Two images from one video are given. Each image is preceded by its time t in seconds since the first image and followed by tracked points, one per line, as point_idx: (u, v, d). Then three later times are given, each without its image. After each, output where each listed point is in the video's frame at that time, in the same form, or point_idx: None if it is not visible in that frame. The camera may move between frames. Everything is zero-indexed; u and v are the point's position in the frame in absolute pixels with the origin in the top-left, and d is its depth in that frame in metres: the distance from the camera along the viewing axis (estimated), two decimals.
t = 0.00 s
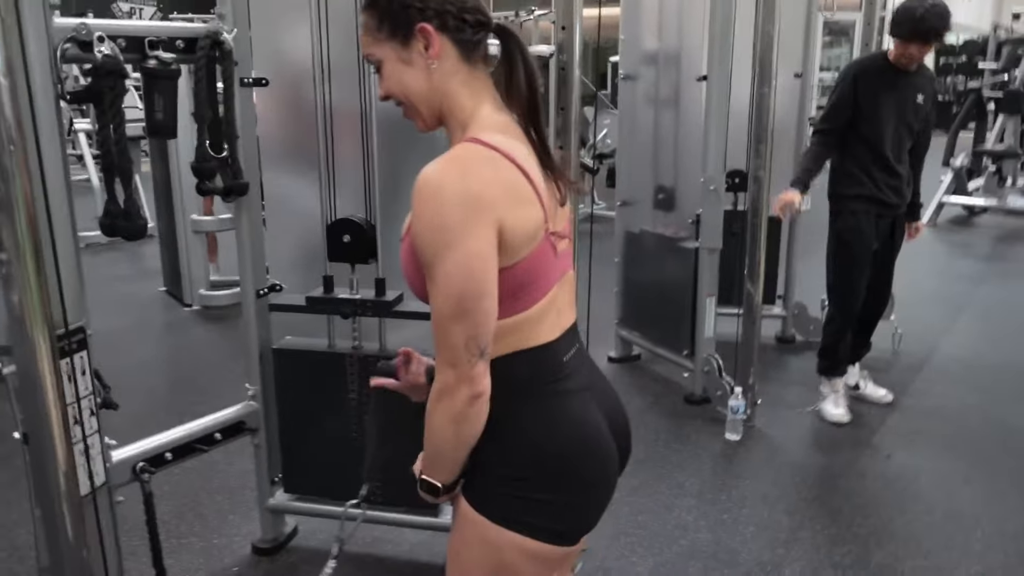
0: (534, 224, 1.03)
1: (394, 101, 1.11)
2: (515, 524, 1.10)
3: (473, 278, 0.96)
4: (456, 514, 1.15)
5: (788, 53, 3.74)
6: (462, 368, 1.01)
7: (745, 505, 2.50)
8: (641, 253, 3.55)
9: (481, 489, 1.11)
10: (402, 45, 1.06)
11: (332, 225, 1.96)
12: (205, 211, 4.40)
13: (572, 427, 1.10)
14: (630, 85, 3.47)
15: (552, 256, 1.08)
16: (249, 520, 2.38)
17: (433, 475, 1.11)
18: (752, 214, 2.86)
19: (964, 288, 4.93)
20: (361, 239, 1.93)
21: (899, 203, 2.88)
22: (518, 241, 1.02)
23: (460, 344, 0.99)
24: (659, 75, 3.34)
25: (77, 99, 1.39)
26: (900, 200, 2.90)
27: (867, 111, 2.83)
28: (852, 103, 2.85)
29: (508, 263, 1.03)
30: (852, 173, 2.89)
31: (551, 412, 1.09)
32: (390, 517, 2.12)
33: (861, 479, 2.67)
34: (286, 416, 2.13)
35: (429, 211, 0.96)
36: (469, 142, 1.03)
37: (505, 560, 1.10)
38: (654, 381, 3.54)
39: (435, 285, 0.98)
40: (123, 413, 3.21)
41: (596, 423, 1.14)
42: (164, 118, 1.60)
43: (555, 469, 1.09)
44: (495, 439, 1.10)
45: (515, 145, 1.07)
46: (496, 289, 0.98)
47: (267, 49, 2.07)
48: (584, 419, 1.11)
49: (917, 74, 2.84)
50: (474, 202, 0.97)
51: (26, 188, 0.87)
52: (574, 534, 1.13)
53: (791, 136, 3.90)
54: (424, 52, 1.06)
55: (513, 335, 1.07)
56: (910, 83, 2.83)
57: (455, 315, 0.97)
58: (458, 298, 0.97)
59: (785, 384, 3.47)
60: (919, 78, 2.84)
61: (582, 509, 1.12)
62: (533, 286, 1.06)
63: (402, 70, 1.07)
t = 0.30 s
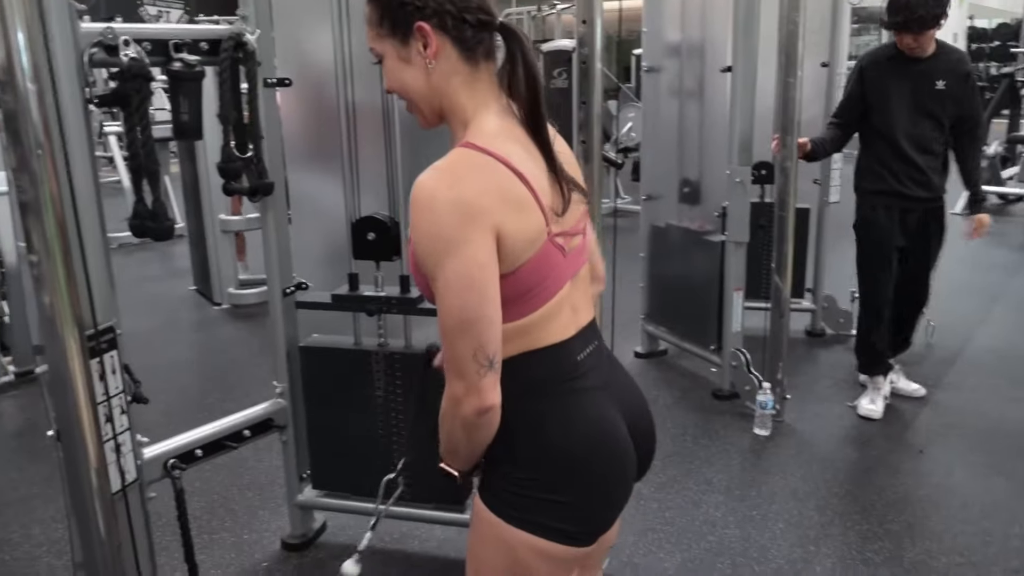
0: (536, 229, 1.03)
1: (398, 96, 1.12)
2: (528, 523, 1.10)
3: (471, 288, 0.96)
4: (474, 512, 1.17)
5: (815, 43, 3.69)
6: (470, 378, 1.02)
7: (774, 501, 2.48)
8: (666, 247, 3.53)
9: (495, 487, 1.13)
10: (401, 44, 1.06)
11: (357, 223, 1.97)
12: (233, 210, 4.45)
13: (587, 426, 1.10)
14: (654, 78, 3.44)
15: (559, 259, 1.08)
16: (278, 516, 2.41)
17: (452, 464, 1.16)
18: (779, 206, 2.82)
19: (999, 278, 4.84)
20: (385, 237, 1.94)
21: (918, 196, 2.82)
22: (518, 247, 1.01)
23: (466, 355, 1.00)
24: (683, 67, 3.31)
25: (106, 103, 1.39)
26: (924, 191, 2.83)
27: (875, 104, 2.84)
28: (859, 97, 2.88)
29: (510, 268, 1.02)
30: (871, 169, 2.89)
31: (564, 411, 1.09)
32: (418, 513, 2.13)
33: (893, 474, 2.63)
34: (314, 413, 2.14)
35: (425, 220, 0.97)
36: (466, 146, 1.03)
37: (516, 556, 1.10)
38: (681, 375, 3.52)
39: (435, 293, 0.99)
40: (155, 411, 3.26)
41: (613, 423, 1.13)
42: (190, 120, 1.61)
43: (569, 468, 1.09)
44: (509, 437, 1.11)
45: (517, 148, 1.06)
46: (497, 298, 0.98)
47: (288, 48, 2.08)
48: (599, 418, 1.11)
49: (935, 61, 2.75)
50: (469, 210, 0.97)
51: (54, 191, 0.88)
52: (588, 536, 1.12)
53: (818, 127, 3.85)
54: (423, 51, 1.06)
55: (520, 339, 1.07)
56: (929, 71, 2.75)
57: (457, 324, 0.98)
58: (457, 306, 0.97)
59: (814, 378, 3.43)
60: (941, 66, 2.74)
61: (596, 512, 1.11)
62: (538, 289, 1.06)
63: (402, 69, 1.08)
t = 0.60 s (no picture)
0: (543, 249, 1.06)
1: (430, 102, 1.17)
2: (534, 542, 1.10)
3: (474, 306, 1.00)
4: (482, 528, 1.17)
5: (850, 57, 3.66)
6: (470, 396, 1.05)
7: (804, 521, 2.44)
8: (698, 261, 3.50)
9: (503, 504, 1.14)
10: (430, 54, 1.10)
11: (387, 234, 1.98)
12: (268, 219, 4.51)
13: (598, 447, 1.11)
14: (687, 91, 3.43)
15: (569, 280, 1.10)
16: (305, 524, 2.42)
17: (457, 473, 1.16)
18: (811, 221, 2.79)
19: None
20: (414, 248, 1.96)
21: (928, 218, 2.75)
22: (525, 267, 1.04)
23: (468, 373, 1.03)
24: (716, 81, 3.29)
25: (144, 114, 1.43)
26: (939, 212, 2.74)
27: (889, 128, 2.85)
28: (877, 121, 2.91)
29: (517, 287, 1.06)
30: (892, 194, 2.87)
31: (575, 431, 1.11)
32: (443, 524, 2.13)
33: (928, 496, 2.58)
34: (341, 422, 2.16)
35: (435, 237, 1.02)
36: (479, 166, 1.07)
37: None
38: (710, 391, 3.48)
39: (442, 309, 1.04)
40: (187, 416, 3.31)
41: (624, 445, 1.14)
42: (226, 131, 1.64)
43: (578, 487, 1.10)
44: (519, 456, 1.12)
45: (532, 169, 1.09)
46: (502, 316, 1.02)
47: (323, 61, 2.11)
48: (609, 439, 1.13)
49: (946, 81, 2.67)
50: (476, 230, 1.01)
51: (90, 200, 0.90)
52: (596, 556, 1.12)
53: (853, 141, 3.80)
54: (450, 64, 1.09)
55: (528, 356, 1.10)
56: (939, 92, 2.69)
57: (459, 340, 1.02)
58: (460, 322, 1.01)
59: (846, 396, 3.38)
60: (953, 87, 2.67)
61: (605, 532, 1.12)
62: (546, 307, 1.09)
63: (432, 78, 1.12)
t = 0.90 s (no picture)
0: (536, 264, 1.10)
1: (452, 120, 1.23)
2: (529, 557, 1.15)
3: (459, 306, 1.04)
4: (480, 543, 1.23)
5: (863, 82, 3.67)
6: (438, 397, 1.06)
7: (815, 546, 2.41)
8: (711, 283, 3.50)
9: (499, 518, 1.19)
10: (450, 73, 1.16)
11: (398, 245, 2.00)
12: (286, 237, 4.56)
13: (590, 465, 1.15)
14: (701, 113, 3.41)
15: (563, 300, 1.14)
16: (315, 541, 2.43)
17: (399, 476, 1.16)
18: (825, 244, 2.77)
19: None
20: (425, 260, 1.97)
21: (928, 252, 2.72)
22: (516, 277, 1.09)
23: (439, 373, 1.05)
24: (730, 103, 3.29)
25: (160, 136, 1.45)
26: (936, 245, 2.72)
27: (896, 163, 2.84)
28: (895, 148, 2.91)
29: (507, 299, 1.10)
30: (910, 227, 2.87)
31: (568, 449, 1.15)
32: (452, 543, 2.12)
33: (942, 522, 2.54)
34: (352, 440, 2.17)
35: (431, 240, 1.07)
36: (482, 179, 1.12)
37: None
38: (723, 413, 3.47)
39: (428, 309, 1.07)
40: (201, 431, 3.33)
41: (617, 464, 1.19)
42: (240, 151, 1.66)
43: (572, 506, 1.14)
44: (514, 474, 1.15)
45: (534, 187, 1.13)
46: (485, 322, 1.05)
47: (334, 81, 2.13)
48: (602, 458, 1.17)
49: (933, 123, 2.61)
50: (471, 237, 1.06)
51: (100, 217, 0.92)
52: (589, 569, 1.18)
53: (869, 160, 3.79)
54: (467, 82, 1.15)
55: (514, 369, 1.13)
56: (922, 133, 2.65)
57: (442, 344, 1.04)
58: (444, 327, 1.04)
59: (861, 419, 3.35)
60: (936, 129, 2.60)
61: (597, 548, 1.17)
62: (538, 323, 1.13)
63: (451, 96, 1.18)
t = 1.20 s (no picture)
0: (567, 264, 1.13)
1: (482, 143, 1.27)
2: (530, 549, 1.19)
3: (497, 303, 1.07)
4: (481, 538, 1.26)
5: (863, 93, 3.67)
6: (481, 391, 1.09)
7: (814, 558, 2.41)
8: (712, 295, 3.51)
9: (501, 510, 1.23)
10: (477, 95, 1.20)
11: (396, 262, 2.04)
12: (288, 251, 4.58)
13: (591, 461, 1.19)
14: (700, 126, 3.45)
15: (588, 301, 1.18)
16: (314, 555, 2.43)
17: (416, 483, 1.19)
18: (824, 256, 2.77)
19: None
20: (421, 276, 2.00)
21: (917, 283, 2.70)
22: (550, 278, 1.12)
23: (482, 368, 1.08)
24: (729, 117, 3.31)
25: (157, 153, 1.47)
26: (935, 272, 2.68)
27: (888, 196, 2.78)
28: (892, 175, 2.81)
29: (539, 300, 1.14)
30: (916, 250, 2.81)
31: (570, 446, 1.19)
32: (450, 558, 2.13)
33: (942, 534, 2.53)
34: (350, 455, 2.18)
35: (468, 239, 1.11)
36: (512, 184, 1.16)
37: None
38: (724, 425, 3.46)
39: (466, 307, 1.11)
40: (202, 445, 3.34)
41: (616, 464, 1.23)
42: (238, 168, 1.69)
43: (570, 500, 1.18)
44: (519, 466, 1.20)
45: (562, 192, 1.16)
46: (523, 319, 1.08)
47: (338, 97, 2.19)
48: (603, 456, 1.21)
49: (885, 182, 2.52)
50: (507, 239, 1.09)
51: (93, 233, 0.95)
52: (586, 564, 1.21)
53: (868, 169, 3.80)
54: (495, 101, 1.19)
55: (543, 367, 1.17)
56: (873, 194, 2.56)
57: (484, 339, 1.07)
58: (486, 322, 1.07)
59: (862, 432, 3.34)
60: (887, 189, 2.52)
61: (594, 544, 1.20)
62: (564, 322, 1.17)
63: (479, 117, 1.22)
